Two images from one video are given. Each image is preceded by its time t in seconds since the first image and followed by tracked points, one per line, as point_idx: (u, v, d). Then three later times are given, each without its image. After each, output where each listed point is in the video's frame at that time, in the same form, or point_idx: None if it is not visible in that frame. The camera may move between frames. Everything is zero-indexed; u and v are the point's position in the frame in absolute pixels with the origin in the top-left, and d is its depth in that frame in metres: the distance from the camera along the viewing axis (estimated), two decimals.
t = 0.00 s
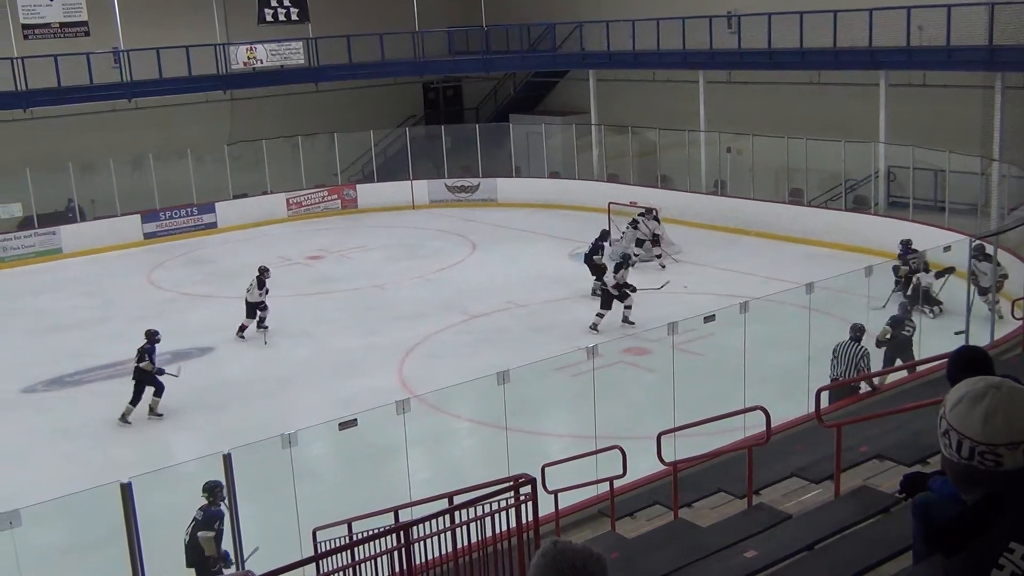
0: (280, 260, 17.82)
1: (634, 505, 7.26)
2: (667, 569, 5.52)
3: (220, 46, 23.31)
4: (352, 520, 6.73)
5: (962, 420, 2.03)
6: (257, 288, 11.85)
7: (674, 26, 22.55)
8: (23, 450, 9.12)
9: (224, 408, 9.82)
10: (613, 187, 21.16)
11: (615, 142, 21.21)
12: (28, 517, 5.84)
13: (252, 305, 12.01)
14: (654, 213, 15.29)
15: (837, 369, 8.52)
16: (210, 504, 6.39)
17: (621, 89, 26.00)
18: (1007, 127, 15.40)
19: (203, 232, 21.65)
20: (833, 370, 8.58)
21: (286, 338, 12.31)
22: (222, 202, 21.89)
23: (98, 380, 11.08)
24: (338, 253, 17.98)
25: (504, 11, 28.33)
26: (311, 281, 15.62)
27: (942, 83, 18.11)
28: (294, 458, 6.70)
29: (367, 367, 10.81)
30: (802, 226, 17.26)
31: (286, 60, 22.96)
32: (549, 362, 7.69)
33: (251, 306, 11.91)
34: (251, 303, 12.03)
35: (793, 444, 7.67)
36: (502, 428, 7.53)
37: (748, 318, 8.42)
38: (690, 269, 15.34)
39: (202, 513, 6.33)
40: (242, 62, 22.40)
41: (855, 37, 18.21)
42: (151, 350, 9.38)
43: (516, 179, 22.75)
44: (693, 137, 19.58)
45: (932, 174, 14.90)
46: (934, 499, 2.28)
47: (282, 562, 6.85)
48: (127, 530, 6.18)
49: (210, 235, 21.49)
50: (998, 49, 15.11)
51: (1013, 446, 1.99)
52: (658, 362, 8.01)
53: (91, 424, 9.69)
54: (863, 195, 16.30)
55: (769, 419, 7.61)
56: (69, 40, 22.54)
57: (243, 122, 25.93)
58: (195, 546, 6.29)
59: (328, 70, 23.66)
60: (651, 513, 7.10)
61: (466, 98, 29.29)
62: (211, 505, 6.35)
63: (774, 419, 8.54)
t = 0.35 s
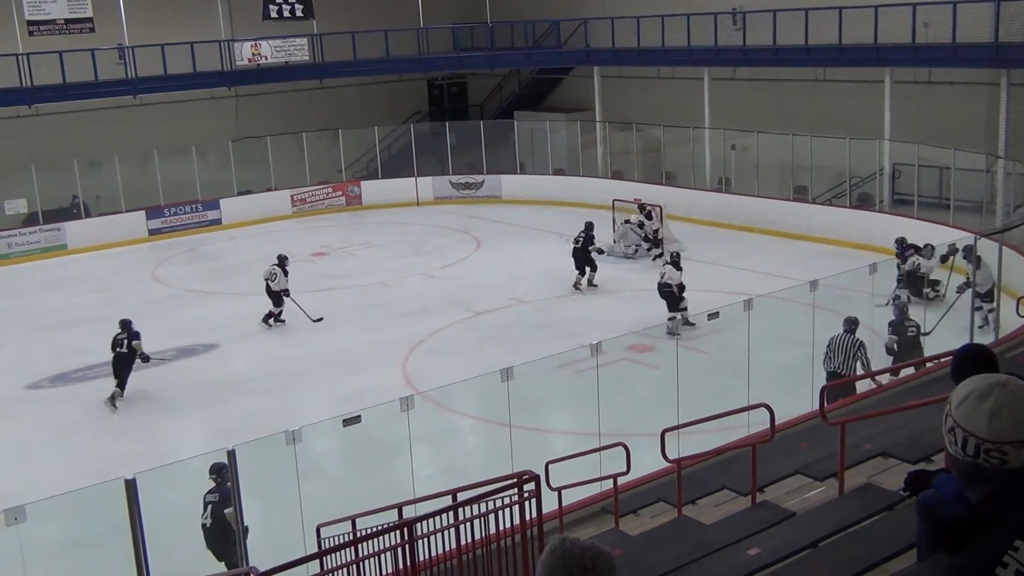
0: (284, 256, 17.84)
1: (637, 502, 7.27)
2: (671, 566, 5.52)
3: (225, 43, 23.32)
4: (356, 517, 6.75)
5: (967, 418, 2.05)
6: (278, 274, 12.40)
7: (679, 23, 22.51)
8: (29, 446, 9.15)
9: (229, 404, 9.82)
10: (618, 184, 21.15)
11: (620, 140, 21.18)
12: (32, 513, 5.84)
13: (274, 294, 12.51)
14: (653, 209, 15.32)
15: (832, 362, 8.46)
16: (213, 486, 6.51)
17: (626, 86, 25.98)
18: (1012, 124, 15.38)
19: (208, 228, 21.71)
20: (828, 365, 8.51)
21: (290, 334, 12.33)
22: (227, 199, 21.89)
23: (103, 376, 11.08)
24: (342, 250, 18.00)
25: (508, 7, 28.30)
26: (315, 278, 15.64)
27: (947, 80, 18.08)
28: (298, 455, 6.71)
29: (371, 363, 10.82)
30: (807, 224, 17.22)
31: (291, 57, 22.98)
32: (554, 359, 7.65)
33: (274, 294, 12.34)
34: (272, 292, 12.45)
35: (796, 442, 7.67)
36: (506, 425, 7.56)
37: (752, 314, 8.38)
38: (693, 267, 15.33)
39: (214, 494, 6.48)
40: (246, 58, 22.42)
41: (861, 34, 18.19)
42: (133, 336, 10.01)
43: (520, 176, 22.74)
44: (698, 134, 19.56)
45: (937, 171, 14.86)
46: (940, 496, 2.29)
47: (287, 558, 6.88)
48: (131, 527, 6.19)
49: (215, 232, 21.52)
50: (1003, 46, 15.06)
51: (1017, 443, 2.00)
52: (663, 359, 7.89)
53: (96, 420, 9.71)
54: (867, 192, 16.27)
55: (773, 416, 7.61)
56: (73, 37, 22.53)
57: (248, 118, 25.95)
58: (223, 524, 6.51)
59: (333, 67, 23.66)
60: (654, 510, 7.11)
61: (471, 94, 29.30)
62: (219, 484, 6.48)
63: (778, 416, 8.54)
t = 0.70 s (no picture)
0: (285, 253, 17.84)
1: (638, 499, 7.28)
2: (672, 563, 5.53)
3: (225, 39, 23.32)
4: (357, 513, 6.76)
5: (968, 415, 2.05)
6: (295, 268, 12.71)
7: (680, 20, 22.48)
8: (29, 442, 9.18)
9: (229, 401, 9.83)
10: (619, 181, 21.13)
11: (621, 137, 21.17)
12: (31, 509, 5.91)
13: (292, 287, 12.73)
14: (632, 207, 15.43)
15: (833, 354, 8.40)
16: (209, 473, 6.50)
17: (627, 83, 25.97)
18: (1014, 122, 15.34)
19: (210, 225, 21.71)
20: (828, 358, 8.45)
21: (291, 331, 12.34)
22: (228, 196, 21.90)
23: (104, 373, 11.10)
24: (343, 247, 17.99)
25: (509, 5, 28.27)
26: (316, 275, 15.64)
27: (948, 78, 18.07)
28: (299, 452, 6.70)
29: (371, 360, 10.82)
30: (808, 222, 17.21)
31: (292, 54, 22.99)
32: (554, 356, 7.64)
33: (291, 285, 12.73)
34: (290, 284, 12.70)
35: (797, 438, 7.68)
36: (506, 421, 7.56)
37: (752, 312, 8.25)
38: (695, 264, 15.32)
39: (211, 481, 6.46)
40: (247, 55, 22.43)
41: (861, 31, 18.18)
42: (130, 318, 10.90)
43: (521, 173, 22.74)
44: (699, 131, 19.55)
45: (938, 169, 14.84)
46: (938, 494, 2.28)
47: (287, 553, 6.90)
48: (131, 518, 6.14)
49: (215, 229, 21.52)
50: (1005, 44, 15.03)
51: (1017, 441, 2.00)
52: (662, 356, 7.93)
53: (96, 416, 9.73)
54: (868, 189, 16.28)
55: (774, 414, 7.62)
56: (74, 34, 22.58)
57: (248, 115, 25.96)
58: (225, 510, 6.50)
59: (334, 64, 23.65)
60: (655, 507, 7.12)
61: (472, 92, 29.30)
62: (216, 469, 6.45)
63: (779, 413, 8.53)
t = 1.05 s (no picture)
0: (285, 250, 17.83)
1: (638, 496, 7.28)
2: (671, 561, 5.53)
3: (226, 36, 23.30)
4: (357, 511, 6.76)
5: (968, 413, 2.04)
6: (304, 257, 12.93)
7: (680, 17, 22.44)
8: (29, 440, 9.18)
9: (228, 398, 9.84)
10: (619, 178, 21.11)
11: (621, 133, 21.17)
12: (32, 507, 5.88)
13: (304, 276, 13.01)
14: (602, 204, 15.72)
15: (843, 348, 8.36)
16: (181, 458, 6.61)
17: (627, 80, 25.97)
18: (1014, 118, 15.33)
19: (210, 222, 21.69)
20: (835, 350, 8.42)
21: (291, 328, 12.33)
22: (227, 193, 21.90)
23: (104, 370, 11.10)
24: (343, 244, 17.97)
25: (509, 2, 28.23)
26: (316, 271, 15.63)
27: (949, 74, 18.05)
28: (298, 450, 6.70)
29: (371, 358, 10.81)
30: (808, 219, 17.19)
31: (291, 51, 22.98)
32: (553, 353, 7.63)
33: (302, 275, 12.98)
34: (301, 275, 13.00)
35: (798, 436, 7.68)
36: (506, 419, 7.55)
37: (753, 309, 8.27)
38: (695, 261, 15.31)
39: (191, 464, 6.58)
40: (247, 52, 22.40)
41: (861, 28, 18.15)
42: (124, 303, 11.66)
43: (521, 170, 22.75)
44: (699, 128, 19.54)
45: (938, 166, 14.82)
46: (937, 492, 2.28)
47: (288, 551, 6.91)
48: (131, 515, 6.27)
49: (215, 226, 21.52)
50: (1006, 40, 14.99)
51: (1018, 438, 2.00)
52: (662, 354, 7.92)
53: (96, 413, 9.74)
54: (868, 186, 16.27)
55: (774, 411, 7.61)
56: (74, 31, 22.56)
57: (248, 112, 25.95)
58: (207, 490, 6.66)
59: (335, 61, 23.64)
60: (654, 504, 7.12)
61: (472, 89, 29.30)
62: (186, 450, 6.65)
63: (779, 410, 8.52)
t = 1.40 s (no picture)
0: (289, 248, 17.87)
1: (641, 494, 7.29)
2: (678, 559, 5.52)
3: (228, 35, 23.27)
4: (360, 509, 6.76)
5: (975, 412, 2.02)
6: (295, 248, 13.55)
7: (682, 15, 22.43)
8: (33, 438, 9.17)
9: (233, 395, 9.86)
10: (622, 176, 21.11)
11: (624, 131, 21.01)
12: (37, 503, 5.89)
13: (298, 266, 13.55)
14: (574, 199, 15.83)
15: (867, 339, 8.60)
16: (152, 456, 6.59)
17: (629, 76, 25.97)
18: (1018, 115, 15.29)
19: (213, 220, 21.71)
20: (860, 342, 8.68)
21: (295, 325, 12.34)
22: (230, 190, 21.91)
23: (108, 368, 11.11)
24: (346, 241, 17.99)
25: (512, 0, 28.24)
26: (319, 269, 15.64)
27: (953, 71, 18.00)
28: (302, 447, 6.70)
29: (375, 355, 10.82)
30: (811, 216, 17.19)
31: (294, 49, 22.99)
32: (556, 351, 7.65)
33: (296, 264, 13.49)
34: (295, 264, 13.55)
35: (800, 433, 7.69)
36: (509, 417, 7.54)
37: (756, 306, 8.32)
38: (697, 258, 15.32)
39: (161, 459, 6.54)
40: (249, 50, 22.31)
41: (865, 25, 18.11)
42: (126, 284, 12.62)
43: (523, 167, 22.79)
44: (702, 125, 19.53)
45: (941, 164, 14.77)
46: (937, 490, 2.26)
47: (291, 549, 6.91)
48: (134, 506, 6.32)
49: (219, 224, 21.54)
50: (1009, 37, 14.93)
51: None
52: (664, 351, 7.92)
53: (100, 411, 9.74)
54: (871, 183, 16.28)
55: (777, 409, 7.62)
56: (76, 30, 22.54)
57: (252, 110, 25.98)
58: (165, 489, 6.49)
59: (338, 59, 23.61)
60: (658, 501, 7.13)
61: (475, 87, 29.35)
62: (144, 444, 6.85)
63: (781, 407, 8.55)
